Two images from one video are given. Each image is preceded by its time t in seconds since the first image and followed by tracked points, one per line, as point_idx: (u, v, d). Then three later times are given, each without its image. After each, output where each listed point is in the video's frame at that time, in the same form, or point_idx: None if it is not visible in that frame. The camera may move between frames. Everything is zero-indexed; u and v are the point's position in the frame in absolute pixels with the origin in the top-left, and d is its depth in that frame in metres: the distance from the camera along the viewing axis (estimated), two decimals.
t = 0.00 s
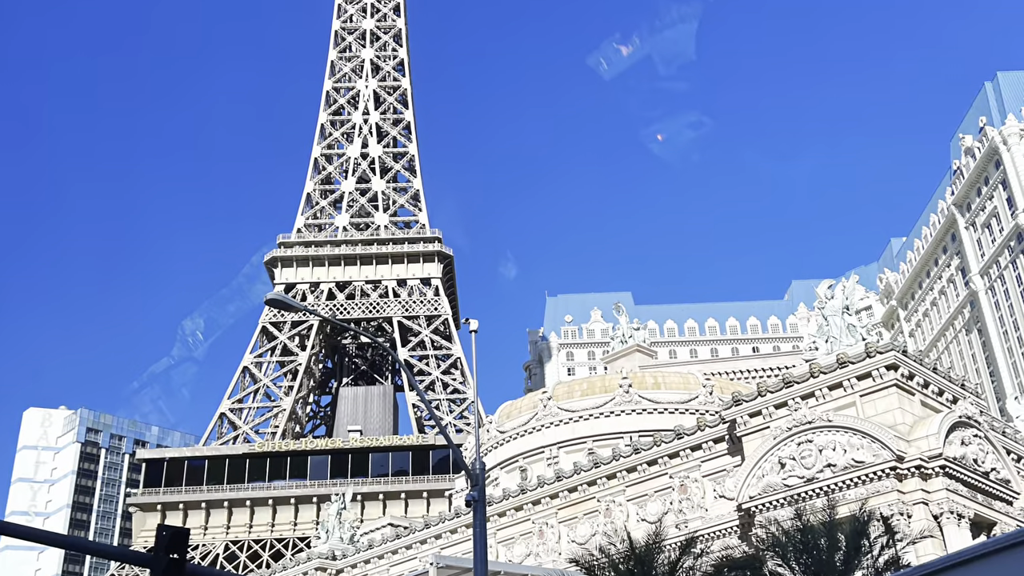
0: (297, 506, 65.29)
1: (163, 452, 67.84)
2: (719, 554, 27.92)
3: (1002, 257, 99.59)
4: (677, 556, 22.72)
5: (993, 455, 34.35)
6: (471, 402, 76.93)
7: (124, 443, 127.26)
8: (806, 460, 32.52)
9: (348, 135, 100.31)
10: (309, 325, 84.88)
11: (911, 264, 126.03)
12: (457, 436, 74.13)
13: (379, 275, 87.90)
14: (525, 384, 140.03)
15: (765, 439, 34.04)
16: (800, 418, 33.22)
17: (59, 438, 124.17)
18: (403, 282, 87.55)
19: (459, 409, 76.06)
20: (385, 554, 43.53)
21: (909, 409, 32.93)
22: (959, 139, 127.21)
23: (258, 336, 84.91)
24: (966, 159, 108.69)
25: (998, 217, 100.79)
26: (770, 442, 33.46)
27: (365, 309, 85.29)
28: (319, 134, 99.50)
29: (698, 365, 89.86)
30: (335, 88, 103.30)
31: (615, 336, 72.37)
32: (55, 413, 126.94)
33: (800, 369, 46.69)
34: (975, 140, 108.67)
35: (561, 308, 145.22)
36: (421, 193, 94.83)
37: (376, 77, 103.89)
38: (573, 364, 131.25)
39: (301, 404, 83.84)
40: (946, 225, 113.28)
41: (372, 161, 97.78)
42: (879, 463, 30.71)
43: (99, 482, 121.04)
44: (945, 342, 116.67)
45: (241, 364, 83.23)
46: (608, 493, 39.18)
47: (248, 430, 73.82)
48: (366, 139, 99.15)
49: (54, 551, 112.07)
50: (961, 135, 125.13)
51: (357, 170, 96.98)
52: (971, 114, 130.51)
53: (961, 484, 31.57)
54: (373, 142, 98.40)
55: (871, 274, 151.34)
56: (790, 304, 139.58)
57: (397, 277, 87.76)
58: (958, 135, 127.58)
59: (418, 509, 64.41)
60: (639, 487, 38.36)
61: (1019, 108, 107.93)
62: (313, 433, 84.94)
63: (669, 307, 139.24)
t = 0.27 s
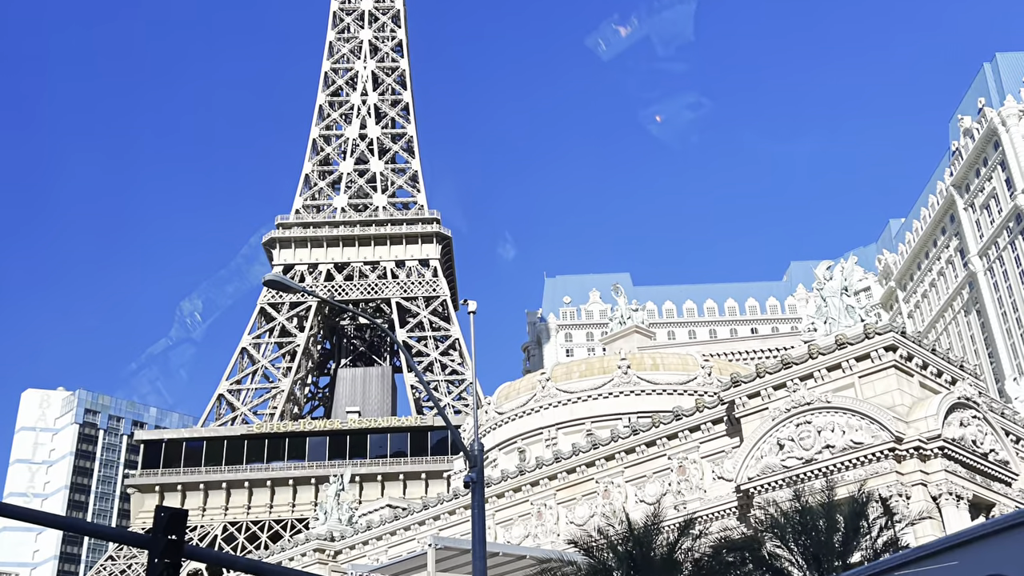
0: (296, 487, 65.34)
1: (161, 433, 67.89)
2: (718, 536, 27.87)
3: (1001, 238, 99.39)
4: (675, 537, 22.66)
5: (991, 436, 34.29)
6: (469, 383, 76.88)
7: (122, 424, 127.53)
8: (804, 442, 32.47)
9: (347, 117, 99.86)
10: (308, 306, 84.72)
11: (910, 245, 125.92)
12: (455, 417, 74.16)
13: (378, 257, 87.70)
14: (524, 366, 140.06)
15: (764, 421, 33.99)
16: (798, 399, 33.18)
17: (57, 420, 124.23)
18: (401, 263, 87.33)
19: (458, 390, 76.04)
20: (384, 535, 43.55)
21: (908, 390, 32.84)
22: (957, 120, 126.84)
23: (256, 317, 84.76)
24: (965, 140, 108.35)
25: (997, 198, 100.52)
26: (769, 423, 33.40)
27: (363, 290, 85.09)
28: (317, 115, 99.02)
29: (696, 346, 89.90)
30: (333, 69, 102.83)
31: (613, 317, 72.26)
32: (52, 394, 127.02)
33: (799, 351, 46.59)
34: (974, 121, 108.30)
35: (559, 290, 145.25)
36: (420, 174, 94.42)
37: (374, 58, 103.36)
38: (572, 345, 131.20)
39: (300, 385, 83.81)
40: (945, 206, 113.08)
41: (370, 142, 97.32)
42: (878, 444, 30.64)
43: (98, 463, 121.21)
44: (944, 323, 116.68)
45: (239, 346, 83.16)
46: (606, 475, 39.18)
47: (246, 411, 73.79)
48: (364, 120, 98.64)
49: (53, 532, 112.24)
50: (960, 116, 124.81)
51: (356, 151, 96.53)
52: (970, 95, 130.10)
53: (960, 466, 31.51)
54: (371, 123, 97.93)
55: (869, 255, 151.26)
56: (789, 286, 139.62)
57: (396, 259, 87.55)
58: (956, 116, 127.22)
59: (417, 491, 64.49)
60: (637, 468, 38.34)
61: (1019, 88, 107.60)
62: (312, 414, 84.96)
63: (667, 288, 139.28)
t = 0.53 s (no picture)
0: (294, 468, 65.39)
1: (159, 415, 67.94)
2: (716, 518, 27.84)
3: (999, 219, 99.18)
4: (673, 518, 22.56)
5: (990, 417, 34.22)
6: (468, 364, 76.77)
7: (120, 405, 127.54)
8: (803, 423, 32.39)
9: (346, 98, 99.41)
10: (306, 287, 84.55)
11: (909, 226, 125.74)
12: (453, 397, 74.17)
13: (376, 238, 87.46)
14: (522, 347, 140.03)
15: (763, 402, 33.92)
16: (797, 380, 33.10)
17: (55, 401, 124.22)
18: (400, 244, 87.11)
19: (456, 371, 75.99)
20: (382, 517, 43.56)
21: (907, 371, 32.73)
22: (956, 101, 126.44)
23: (255, 298, 84.61)
24: (964, 120, 107.96)
25: (995, 179, 100.24)
26: (768, 404, 33.34)
27: (361, 271, 84.89)
28: (315, 96, 98.56)
29: (695, 327, 89.92)
30: (332, 50, 102.32)
31: (612, 299, 72.15)
32: (51, 376, 127.06)
33: (798, 332, 46.45)
34: (973, 101, 107.90)
35: (557, 271, 145.16)
36: (418, 155, 94.04)
37: (373, 39, 102.84)
38: (570, 326, 131.14)
39: (298, 367, 83.75)
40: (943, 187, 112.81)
41: (369, 123, 96.88)
42: (877, 425, 30.55)
43: (96, 444, 121.24)
44: (943, 304, 116.58)
45: (238, 327, 83.09)
46: (605, 456, 39.16)
47: (245, 392, 73.76)
48: (363, 101, 98.18)
49: (52, 514, 112.35)
50: (958, 97, 124.40)
51: (354, 132, 96.12)
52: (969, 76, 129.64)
53: (958, 447, 31.44)
54: (369, 104, 97.48)
55: (868, 237, 151.13)
56: (787, 267, 139.52)
57: (394, 240, 87.33)
58: (955, 97, 126.80)
59: (415, 472, 64.50)
60: (636, 449, 38.31)
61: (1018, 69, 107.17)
62: (310, 396, 84.97)
63: (665, 269, 139.24)
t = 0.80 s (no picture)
0: (292, 449, 65.43)
1: (158, 396, 67.98)
2: (715, 499, 27.81)
3: (999, 200, 98.93)
4: (672, 500, 22.48)
5: (989, 398, 34.18)
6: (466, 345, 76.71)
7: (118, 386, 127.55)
8: (802, 404, 32.33)
9: (344, 79, 98.93)
10: (304, 268, 84.34)
11: (907, 207, 125.53)
12: (452, 379, 74.18)
13: (374, 219, 87.19)
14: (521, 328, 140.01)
15: (761, 383, 33.88)
16: (796, 361, 33.04)
17: (53, 382, 124.12)
18: (398, 225, 86.85)
19: (455, 353, 75.97)
20: (380, 498, 43.61)
21: (905, 352, 32.64)
22: (955, 82, 125.96)
23: (253, 279, 84.47)
24: (963, 101, 107.55)
25: (994, 161, 99.91)
26: (767, 385, 33.30)
27: (360, 252, 84.66)
28: (313, 77, 98.04)
29: (693, 309, 89.88)
30: (330, 31, 101.80)
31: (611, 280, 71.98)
32: (49, 356, 127.19)
33: (797, 313, 46.33)
34: (972, 82, 107.45)
35: (556, 252, 145.01)
36: (417, 135, 93.63)
37: (371, 20, 102.27)
38: (569, 307, 131.06)
39: (296, 348, 83.69)
40: (942, 168, 112.50)
41: (367, 104, 96.40)
42: (875, 407, 30.50)
43: (94, 425, 121.40)
44: (942, 285, 116.49)
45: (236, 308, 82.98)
46: (603, 437, 39.16)
47: (243, 373, 73.72)
48: (361, 82, 97.68)
49: (50, 495, 112.43)
50: (957, 78, 123.98)
51: (352, 113, 95.65)
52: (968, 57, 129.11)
53: (957, 429, 31.43)
54: (368, 85, 96.99)
55: (867, 218, 150.96)
56: (786, 248, 139.45)
57: (392, 221, 87.07)
58: (955, 78, 126.31)
59: (414, 453, 64.54)
60: (635, 431, 38.29)
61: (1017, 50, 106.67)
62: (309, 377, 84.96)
63: (664, 250, 139.17)
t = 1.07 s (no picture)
0: (291, 430, 65.47)
1: (156, 377, 68.03)
2: (714, 480, 27.79)
3: (998, 181, 98.67)
4: (671, 481, 22.44)
5: (987, 379, 34.15)
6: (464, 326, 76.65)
7: (117, 367, 127.56)
8: (800, 385, 32.29)
9: (342, 60, 98.43)
10: (302, 250, 84.10)
11: (906, 188, 125.29)
12: (450, 360, 74.14)
13: (373, 200, 86.91)
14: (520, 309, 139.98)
15: (760, 364, 33.85)
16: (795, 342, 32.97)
17: (51, 363, 124.11)
18: (396, 206, 86.56)
19: (453, 334, 75.94)
20: (378, 480, 43.64)
21: (904, 333, 32.55)
22: (955, 63, 125.46)
23: (251, 261, 84.32)
24: (961, 83, 107.12)
25: (993, 142, 99.56)
26: (765, 366, 33.26)
27: (358, 233, 84.42)
28: (312, 58, 97.52)
29: (692, 290, 89.80)
30: (328, 12, 101.27)
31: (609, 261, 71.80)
32: (48, 337, 127.25)
33: (795, 294, 46.24)
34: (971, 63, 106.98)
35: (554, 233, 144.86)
36: (415, 117, 93.18)
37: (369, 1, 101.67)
38: (567, 289, 130.93)
39: (294, 329, 83.62)
40: (941, 149, 112.18)
41: (365, 85, 95.92)
42: (874, 388, 30.45)
43: (92, 406, 121.51)
44: (940, 266, 116.36)
45: (235, 289, 82.87)
46: (602, 419, 39.15)
47: (241, 354, 73.66)
48: (359, 63, 97.17)
49: (48, 477, 112.54)
50: (957, 59, 123.52)
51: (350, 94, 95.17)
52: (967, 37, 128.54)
53: (956, 410, 31.41)
54: (366, 66, 96.49)
55: (866, 199, 150.72)
56: (784, 229, 139.33)
57: (390, 202, 86.77)
58: (954, 59, 125.81)
59: (412, 434, 64.57)
60: (633, 412, 38.28)
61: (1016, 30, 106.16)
62: (307, 358, 84.93)
63: (663, 231, 139.04)
